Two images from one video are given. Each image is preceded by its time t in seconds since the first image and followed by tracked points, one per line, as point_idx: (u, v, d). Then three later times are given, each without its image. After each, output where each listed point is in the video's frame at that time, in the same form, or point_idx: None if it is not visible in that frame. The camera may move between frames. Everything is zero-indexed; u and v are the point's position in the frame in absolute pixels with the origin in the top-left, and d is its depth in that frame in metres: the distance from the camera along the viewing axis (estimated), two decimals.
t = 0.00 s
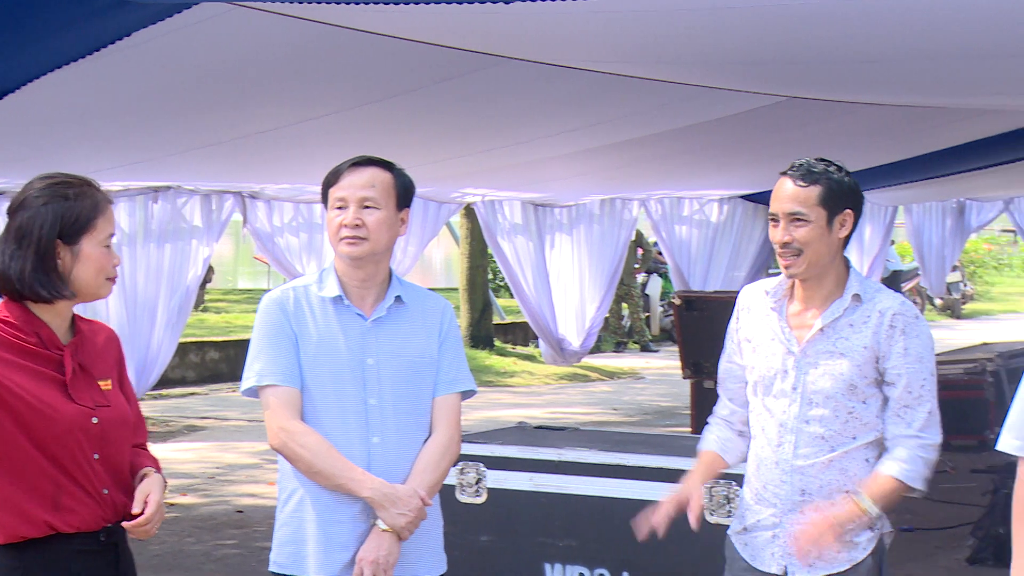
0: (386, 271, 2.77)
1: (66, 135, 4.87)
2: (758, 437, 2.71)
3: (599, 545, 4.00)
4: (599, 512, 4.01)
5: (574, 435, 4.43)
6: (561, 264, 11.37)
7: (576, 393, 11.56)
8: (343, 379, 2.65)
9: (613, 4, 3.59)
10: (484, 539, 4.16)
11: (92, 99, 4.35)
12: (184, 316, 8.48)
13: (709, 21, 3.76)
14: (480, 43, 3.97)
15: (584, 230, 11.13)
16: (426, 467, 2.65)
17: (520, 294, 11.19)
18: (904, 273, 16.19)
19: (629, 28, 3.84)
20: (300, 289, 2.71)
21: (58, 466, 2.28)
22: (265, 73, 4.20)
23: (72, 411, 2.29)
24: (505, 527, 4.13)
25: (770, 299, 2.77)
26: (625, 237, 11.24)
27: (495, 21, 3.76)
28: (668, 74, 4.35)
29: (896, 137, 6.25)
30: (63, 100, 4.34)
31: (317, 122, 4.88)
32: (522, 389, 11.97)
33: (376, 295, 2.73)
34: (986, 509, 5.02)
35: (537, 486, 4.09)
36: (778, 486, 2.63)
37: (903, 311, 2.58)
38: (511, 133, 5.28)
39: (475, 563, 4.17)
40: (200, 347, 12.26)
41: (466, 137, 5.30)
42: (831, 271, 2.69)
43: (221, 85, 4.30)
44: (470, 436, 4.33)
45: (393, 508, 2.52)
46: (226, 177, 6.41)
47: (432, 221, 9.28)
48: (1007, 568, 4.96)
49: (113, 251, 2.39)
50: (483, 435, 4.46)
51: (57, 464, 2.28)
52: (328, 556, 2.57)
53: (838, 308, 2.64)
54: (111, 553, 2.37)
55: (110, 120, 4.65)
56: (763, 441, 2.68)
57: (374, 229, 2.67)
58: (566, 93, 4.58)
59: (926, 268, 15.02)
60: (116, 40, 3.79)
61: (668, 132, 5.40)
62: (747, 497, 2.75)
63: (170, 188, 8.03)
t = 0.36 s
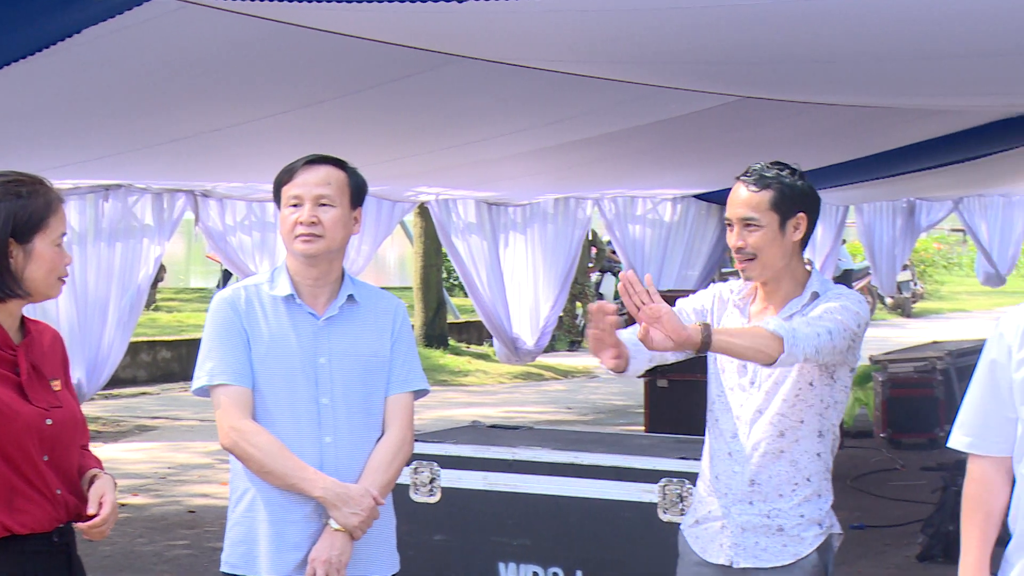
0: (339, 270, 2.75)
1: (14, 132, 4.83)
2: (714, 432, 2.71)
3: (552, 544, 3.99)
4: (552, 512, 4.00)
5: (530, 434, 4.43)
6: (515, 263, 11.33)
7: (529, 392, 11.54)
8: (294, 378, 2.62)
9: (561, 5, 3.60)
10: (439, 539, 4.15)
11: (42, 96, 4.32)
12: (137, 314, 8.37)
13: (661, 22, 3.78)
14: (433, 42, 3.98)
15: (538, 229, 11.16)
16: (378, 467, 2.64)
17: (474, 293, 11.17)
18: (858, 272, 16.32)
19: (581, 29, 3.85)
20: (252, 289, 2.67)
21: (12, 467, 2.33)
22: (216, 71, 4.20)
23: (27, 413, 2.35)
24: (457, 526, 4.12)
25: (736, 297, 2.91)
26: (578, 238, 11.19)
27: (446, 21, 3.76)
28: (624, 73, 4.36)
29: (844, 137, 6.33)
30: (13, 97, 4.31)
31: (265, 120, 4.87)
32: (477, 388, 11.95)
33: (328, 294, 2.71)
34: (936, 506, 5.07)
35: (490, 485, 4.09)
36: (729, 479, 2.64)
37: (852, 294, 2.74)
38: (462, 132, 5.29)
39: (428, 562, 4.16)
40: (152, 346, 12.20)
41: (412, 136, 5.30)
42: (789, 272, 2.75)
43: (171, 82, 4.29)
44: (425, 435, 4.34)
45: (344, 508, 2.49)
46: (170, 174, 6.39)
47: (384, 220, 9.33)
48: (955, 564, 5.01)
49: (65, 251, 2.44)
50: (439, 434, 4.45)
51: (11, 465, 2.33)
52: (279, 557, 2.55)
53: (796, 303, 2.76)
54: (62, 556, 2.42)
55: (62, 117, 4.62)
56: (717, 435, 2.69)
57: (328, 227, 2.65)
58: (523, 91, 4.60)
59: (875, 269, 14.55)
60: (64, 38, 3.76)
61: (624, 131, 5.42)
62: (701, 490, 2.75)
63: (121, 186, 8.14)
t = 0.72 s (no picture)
0: (305, 269, 2.73)
1: None
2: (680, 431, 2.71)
3: (521, 543, 3.99)
4: (522, 511, 3.99)
5: (497, 433, 4.45)
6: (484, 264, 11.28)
7: (498, 393, 11.50)
8: (262, 378, 2.61)
9: (533, 3, 3.60)
10: (408, 538, 4.15)
11: (9, 92, 4.29)
12: (103, 313, 8.33)
13: (635, 22, 3.78)
14: (405, 40, 3.97)
15: (506, 228, 11.21)
16: (347, 466, 2.63)
17: (445, 296, 11.01)
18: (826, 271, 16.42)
19: (553, 29, 3.86)
20: (218, 289, 2.65)
21: None
22: (186, 68, 4.19)
23: None
24: (426, 526, 4.12)
25: (699, 298, 2.82)
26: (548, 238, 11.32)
27: (419, 20, 3.76)
28: (597, 73, 4.37)
29: (811, 135, 6.37)
30: None
31: (231, 117, 4.86)
32: (446, 387, 11.94)
33: (296, 293, 2.69)
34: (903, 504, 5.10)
35: (459, 485, 4.08)
36: (693, 477, 2.64)
37: (821, 299, 2.70)
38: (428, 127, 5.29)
39: (395, 562, 4.16)
40: (118, 346, 12.14)
41: (378, 133, 5.29)
42: (750, 272, 2.72)
43: (138, 79, 4.26)
44: (394, 434, 4.32)
45: (314, 508, 2.49)
46: (130, 172, 6.35)
47: (353, 218, 9.50)
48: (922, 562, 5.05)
49: (26, 250, 2.43)
50: (405, 434, 4.44)
51: None
52: (247, 557, 2.54)
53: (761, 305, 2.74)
54: (23, 558, 2.41)
55: (29, 114, 4.59)
56: (684, 434, 2.69)
57: (299, 225, 2.63)
58: (495, 90, 4.60)
59: (841, 268, 14.52)
60: (31, 35, 3.74)
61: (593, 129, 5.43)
62: (667, 488, 2.75)
63: (86, 185, 8.11)
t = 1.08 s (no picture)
0: (275, 267, 2.71)
1: None
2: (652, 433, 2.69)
3: (492, 543, 3.98)
4: (493, 511, 3.98)
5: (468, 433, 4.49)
6: (456, 262, 11.38)
7: (471, 392, 11.50)
8: (233, 378, 2.59)
9: (503, 4, 3.60)
10: (380, 538, 4.14)
11: None
12: (73, 313, 8.28)
13: (607, 22, 3.78)
14: (378, 40, 3.96)
15: (478, 228, 11.20)
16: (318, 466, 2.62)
17: (416, 295, 11.15)
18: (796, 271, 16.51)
19: (527, 29, 3.86)
20: (188, 289, 2.62)
21: None
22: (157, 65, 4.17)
23: None
24: (398, 526, 4.12)
25: (667, 298, 2.78)
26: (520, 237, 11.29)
27: (391, 20, 3.75)
28: (572, 72, 4.38)
29: (782, 132, 6.38)
30: None
31: (203, 115, 4.84)
32: (418, 387, 11.94)
33: (264, 292, 2.67)
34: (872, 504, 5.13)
35: (431, 485, 4.08)
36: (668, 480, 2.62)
37: (788, 311, 2.62)
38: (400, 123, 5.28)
39: (367, 563, 4.16)
40: (88, 346, 12.09)
41: (350, 131, 5.28)
42: (718, 270, 2.69)
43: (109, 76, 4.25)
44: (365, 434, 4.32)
45: (286, 508, 2.48)
46: (96, 170, 6.33)
47: (325, 219, 9.53)
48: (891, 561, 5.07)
49: None
50: (378, 434, 4.46)
51: None
52: (220, 558, 2.52)
53: (729, 306, 2.66)
54: None
55: None
56: (656, 436, 2.67)
57: (262, 222, 2.61)
58: (470, 89, 4.60)
59: (813, 267, 14.58)
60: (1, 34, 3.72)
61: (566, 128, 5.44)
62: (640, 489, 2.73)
63: (56, 185, 8.10)
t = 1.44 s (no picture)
0: (241, 267, 2.67)
1: None
2: (613, 435, 2.67)
3: (457, 543, 3.98)
4: (458, 510, 3.99)
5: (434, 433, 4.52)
6: (421, 262, 11.34)
7: (437, 392, 11.52)
8: (195, 377, 2.55)
9: (471, 5, 3.62)
10: (345, 539, 4.14)
11: None
12: (35, 312, 8.23)
13: (573, 23, 3.79)
14: (348, 39, 3.97)
15: (444, 227, 11.21)
16: (282, 466, 2.59)
17: (382, 293, 11.10)
18: (762, 271, 16.58)
19: (496, 30, 3.88)
20: (153, 287, 2.59)
21: None
22: (122, 63, 4.16)
23: None
24: (363, 526, 4.11)
25: (622, 298, 2.75)
26: (485, 237, 11.32)
27: (357, 20, 3.75)
28: (541, 69, 4.40)
29: (748, 130, 6.40)
30: None
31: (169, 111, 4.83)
32: (383, 386, 11.95)
33: (230, 292, 2.63)
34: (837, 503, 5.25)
35: (396, 485, 4.08)
36: (629, 483, 2.60)
37: (751, 315, 2.60)
38: (364, 120, 5.27)
39: (331, 562, 4.15)
40: (51, 347, 12.04)
41: (316, 126, 5.30)
42: (674, 269, 2.68)
43: (72, 73, 4.23)
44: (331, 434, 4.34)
45: (245, 509, 2.45)
46: (53, 167, 6.32)
47: (290, 218, 9.57)
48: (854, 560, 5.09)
49: None
50: (343, 434, 4.48)
51: None
52: (179, 558, 2.49)
53: (685, 307, 2.63)
54: None
55: None
56: (617, 438, 2.65)
57: (225, 221, 2.56)
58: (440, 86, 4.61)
59: (777, 267, 14.66)
60: None
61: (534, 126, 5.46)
62: (602, 491, 2.71)
63: (17, 184, 8.07)
